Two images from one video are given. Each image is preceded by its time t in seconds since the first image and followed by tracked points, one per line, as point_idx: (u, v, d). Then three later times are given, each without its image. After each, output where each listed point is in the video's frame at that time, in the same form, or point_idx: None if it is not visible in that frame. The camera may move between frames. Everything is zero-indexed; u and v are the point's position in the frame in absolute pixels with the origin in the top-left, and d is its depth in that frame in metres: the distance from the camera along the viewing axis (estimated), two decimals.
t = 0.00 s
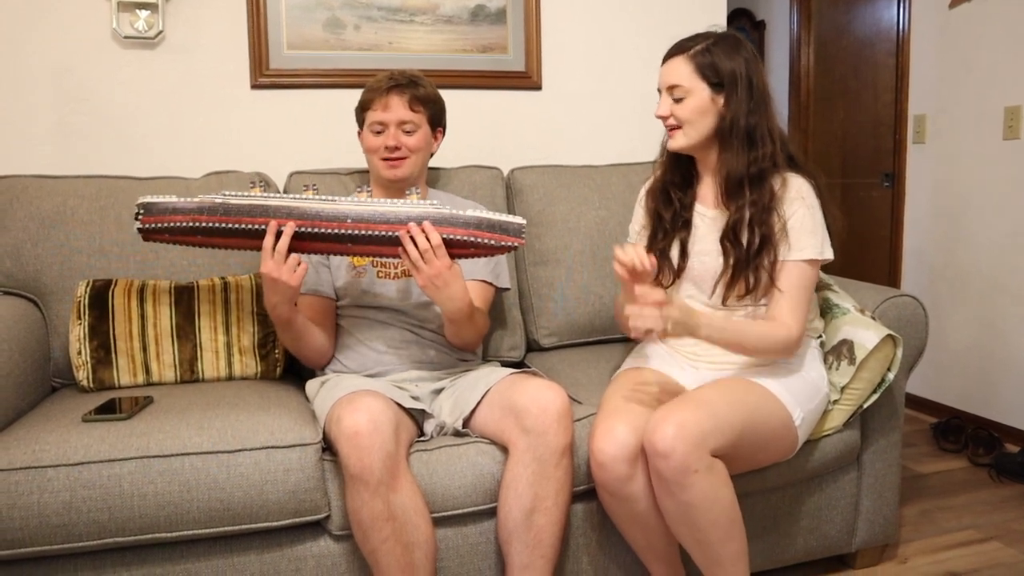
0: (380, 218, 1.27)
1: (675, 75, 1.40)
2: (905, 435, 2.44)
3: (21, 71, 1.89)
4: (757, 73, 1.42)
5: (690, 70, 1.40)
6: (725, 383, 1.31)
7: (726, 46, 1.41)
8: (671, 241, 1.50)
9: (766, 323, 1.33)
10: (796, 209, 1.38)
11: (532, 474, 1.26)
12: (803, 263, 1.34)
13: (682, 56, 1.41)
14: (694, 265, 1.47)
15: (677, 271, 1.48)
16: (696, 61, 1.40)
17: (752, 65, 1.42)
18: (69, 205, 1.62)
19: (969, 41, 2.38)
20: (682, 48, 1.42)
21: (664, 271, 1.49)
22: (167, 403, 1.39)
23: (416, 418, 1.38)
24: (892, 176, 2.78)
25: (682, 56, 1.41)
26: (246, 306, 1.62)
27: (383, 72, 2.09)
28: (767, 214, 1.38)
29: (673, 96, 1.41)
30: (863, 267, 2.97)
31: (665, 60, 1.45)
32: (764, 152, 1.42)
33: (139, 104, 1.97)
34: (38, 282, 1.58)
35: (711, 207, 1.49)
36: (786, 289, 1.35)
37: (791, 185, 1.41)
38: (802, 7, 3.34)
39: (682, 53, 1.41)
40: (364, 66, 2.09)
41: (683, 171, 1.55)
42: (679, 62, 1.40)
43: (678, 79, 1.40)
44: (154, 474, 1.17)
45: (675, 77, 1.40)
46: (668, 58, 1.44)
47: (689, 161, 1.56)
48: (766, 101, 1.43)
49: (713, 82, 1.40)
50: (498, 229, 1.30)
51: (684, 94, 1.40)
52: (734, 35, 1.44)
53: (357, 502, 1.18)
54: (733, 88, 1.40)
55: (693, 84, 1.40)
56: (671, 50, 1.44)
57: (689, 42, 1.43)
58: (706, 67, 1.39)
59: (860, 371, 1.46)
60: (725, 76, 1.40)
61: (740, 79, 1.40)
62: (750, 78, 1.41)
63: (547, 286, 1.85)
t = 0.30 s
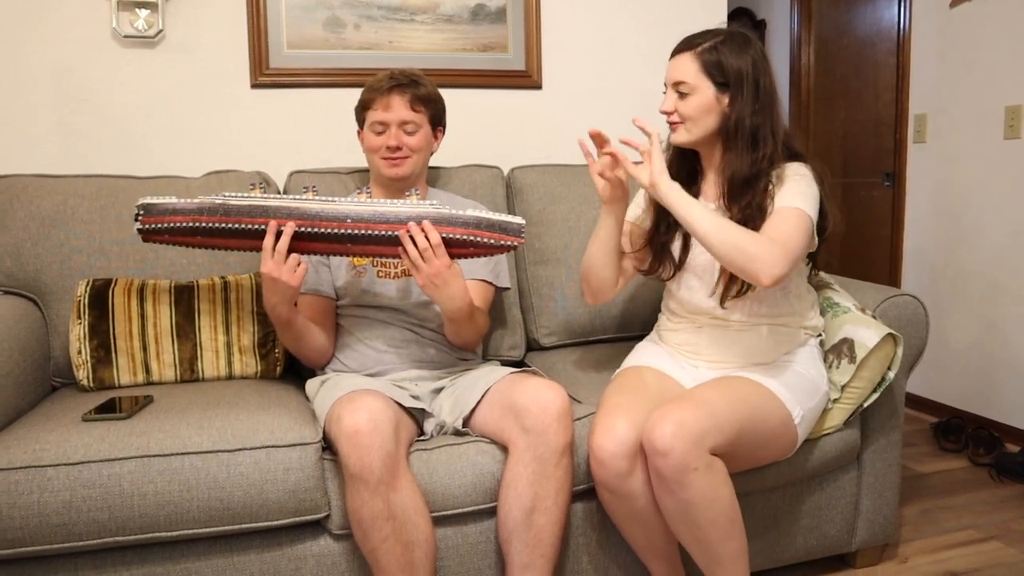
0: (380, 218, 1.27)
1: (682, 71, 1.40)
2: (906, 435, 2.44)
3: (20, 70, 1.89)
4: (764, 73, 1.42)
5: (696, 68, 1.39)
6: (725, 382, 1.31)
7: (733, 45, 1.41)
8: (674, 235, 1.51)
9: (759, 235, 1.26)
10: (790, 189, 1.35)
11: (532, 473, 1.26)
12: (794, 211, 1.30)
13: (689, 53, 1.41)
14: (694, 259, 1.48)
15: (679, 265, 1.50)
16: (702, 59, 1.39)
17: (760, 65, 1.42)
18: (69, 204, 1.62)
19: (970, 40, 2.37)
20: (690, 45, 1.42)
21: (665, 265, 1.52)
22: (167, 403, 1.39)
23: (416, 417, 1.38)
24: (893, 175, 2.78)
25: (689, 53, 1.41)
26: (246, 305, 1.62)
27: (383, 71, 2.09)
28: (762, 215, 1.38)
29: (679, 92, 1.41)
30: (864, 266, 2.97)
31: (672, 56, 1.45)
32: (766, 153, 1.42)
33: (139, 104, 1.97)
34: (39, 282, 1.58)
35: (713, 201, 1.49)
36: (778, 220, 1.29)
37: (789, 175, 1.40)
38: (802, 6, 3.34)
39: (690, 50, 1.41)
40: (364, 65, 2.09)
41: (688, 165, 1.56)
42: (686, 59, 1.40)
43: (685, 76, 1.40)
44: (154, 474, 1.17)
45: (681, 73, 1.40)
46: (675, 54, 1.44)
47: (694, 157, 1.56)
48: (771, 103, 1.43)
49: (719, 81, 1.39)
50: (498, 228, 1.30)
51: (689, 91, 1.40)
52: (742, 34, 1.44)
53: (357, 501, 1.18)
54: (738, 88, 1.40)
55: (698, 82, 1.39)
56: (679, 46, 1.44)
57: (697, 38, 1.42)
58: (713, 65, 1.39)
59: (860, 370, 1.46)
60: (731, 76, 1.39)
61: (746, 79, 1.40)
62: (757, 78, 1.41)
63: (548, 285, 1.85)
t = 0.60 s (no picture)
0: (383, 218, 1.27)
1: (683, 71, 1.40)
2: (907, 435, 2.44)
3: (21, 70, 1.89)
4: (766, 73, 1.42)
5: (697, 68, 1.39)
6: (727, 382, 1.31)
7: (734, 45, 1.41)
8: (676, 234, 1.52)
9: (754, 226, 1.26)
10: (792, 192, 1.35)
11: (534, 473, 1.26)
12: (791, 211, 1.29)
13: (691, 53, 1.41)
14: (698, 258, 1.49)
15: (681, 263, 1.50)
16: (704, 59, 1.39)
17: (762, 65, 1.41)
18: (71, 204, 1.62)
19: (971, 40, 2.37)
20: (693, 44, 1.42)
21: (668, 263, 1.53)
22: (169, 403, 1.39)
23: (418, 417, 1.38)
24: (894, 175, 2.78)
25: (691, 52, 1.41)
26: (248, 305, 1.62)
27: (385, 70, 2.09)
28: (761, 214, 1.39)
29: (680, 92, 1.41)
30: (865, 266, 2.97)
31: (675, 55, 1.45)
32: (766, 152, 1.42)
33: (141, 104, 1.97)
34: (41, 281, 1.58)
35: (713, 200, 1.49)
36: (773, 218, 1.28)
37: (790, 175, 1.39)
38: (803, 6, 3.34)
39: (692, 50, 1.41)
40: (366, 65, 2.09)
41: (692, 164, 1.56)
42: (687, 59, 1.40)
43: (686, 75, 1.40)
44: (157, 474, 1.17)
45: (683, 73, 1.40)
46: (678, 54, 1.44)
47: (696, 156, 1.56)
48: (772, 103, 1.43)
49: (719, 81, 1.39)
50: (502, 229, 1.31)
51: (690, 90, 1.40)
52: (744, 34, 1.44)
53: (360, 501, 1.18)
54: (739, 87, 1.40)
55: (699, 82, 1.39)
56: (681, 46, 1.44)
57: (699, 39, 1.43)
58: (714, 65, 1.39)
59: (861, 370, 1.46)
60: (731, 76, 1.39)
61: (747, 78, 1.40)
62: (757, 78, 1.40)
63: (549, 286, 1.85)
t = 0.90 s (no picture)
0: (385, 216, 1.27)
1: (684, 72, 1.41)
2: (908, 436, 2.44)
3: (22, 70, 1.89)
4: (766, 73, 1.42)
5: (697, 68, 1.40)
6: (729, 383, 1.31)
7: (733, 46, 1.41)
8: (678, 236, 1.51)
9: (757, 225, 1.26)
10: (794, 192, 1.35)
11: (536, 474, 1.26)
12: (793, 211, 1.29)
13: (691, 53, 1.42)
14: (700, 258, 1.49)
15: (683, 264, 1.51)
16: (703, 60, 1.40)
17: (761, 65, 1.41)
18: (73, 205, 1.62)
19: (972, 42, 2.37)
20: (693, 46, 1.43)
21: (669, 266, 1.53)
22: (170, 403, 1.39)
23: (419, 418, 1.38)
24: (895, 176, 2.78)
25: (691, 53, 1.41)
26: (249, 306, 1.62)
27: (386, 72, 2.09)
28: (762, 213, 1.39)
29: (680, 93, 1.42)
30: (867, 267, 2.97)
31: (675, 57, 1.45)
32: (767, 150, 1.42)
33: (143, 105, 1.97)
34: (42, 282, 1.58)
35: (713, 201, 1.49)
36: (775, 218, 1.29)
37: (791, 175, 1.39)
38: (805, 7, 3.34)
39: (692, 51, 1.42)
40: (367, 67, 2.09)
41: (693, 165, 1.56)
42: (687, 60, 1.41)
43: (686, 76, 1.40)
44: (159, 474, 1.17)
45: (683, 74, 1.41)
46: (678, 56, 1.45)
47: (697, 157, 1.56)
48: (773, 102, 1.43)
49: (719, 80, 1.40)
50: (504, 228, 1.31)
51: (690, 91, 1.40)
52: (744, 35, 1.44)
53: (361, 502, 1.19)
54: (738, 86, 1.40)
55: (699, 82, 1.40)
56: (682, 48, 1.45)
57: (699, 40, 1.43)
58: (714, 65, 1.39)
59: (862, 372, 1.46)
60: (730, 76, 1.39)
61: (747, 78, 1.40)
62: (757, 77, 1.41)
63: (550, 287, 1.85)
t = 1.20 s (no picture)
0: (387, 218, 1.28)
1: (680, 77, 1.42)
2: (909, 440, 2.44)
3: (23, 72, 1.89)
4: (763, 77, 1.42)
5: (693, 74, 1.41)
6: (730, 388, 1.32)
7: (730, 50, 1.42)
8: (678, 240, 1.52)
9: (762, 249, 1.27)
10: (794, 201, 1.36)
11: (538, 479, 1.26)
12: (797, 224, 1.30)
13: (688, 59, 1.43)
14: (699, 264, 1.49)
15: (683, 270, 1.51)
16: (699, 65, 1.41)
17: (757, 70, 1.41)
18: (76, 210, 1.63)
19: (972, 47, 2.38)
20: (690, 52, 1.44)
21: (668, 271, 1.53)
22: (173, 408, 1.39)
23: (421, 423, 1.38)
24: (897, 181, 2.79)
25: (688, 59, 1.43)
26: (251, 311, 1.62)
27: (389, 77, 2.09)
28: (763, 218, 1.38)
29: (677, 98, 1.43)
30: (868, 271, 2.97)
31: (673, 63, 1.47)
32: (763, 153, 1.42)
33: (145, 109, 1.98)
34: (45, 286, 1.58)
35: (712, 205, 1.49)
36: (779, 233, 1.30)
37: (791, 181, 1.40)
38: (805, 12, 3.34)
39: (689, 57, 1.43)
40: (369, 72, 2.10)
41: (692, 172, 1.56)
42: (685, 65, 1.42)
43: (682, 81, 1.42)
44: (161, 479, 1.18)
45: (680, 80, 1.42)
46: (676, 62, 1.46)
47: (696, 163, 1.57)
48: (769, 106, 1.42)
49: (714, 85, 1.40)
50: (506, 232, 1.32)
51: (687, 96, 1.41)
52: (742, 41, 1.44)
53: (363, 507, 1.19)
54: (734, 90, 1.40)
55: (695, 87, 1.41)
56: (680, 54, 1.46)
57: (697, 46, 1.44)
58: (709, 70, 1.40)
59: (864, 377, 1.46)
60: (725, 81, 1.40)
61: (741, 83, 1.40)
62: (753, 83, 1.41)
63: (552, 291, 1.85)
